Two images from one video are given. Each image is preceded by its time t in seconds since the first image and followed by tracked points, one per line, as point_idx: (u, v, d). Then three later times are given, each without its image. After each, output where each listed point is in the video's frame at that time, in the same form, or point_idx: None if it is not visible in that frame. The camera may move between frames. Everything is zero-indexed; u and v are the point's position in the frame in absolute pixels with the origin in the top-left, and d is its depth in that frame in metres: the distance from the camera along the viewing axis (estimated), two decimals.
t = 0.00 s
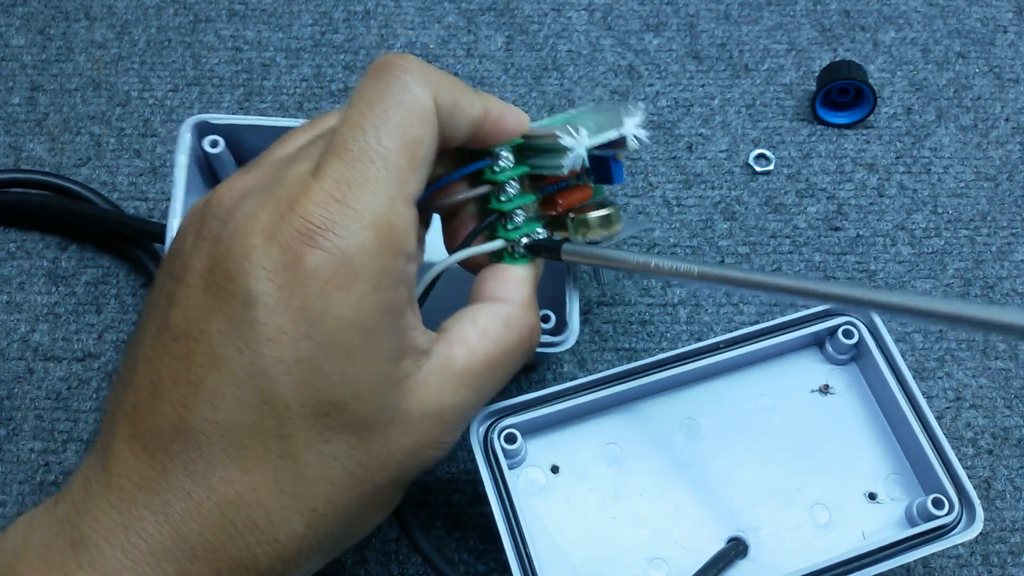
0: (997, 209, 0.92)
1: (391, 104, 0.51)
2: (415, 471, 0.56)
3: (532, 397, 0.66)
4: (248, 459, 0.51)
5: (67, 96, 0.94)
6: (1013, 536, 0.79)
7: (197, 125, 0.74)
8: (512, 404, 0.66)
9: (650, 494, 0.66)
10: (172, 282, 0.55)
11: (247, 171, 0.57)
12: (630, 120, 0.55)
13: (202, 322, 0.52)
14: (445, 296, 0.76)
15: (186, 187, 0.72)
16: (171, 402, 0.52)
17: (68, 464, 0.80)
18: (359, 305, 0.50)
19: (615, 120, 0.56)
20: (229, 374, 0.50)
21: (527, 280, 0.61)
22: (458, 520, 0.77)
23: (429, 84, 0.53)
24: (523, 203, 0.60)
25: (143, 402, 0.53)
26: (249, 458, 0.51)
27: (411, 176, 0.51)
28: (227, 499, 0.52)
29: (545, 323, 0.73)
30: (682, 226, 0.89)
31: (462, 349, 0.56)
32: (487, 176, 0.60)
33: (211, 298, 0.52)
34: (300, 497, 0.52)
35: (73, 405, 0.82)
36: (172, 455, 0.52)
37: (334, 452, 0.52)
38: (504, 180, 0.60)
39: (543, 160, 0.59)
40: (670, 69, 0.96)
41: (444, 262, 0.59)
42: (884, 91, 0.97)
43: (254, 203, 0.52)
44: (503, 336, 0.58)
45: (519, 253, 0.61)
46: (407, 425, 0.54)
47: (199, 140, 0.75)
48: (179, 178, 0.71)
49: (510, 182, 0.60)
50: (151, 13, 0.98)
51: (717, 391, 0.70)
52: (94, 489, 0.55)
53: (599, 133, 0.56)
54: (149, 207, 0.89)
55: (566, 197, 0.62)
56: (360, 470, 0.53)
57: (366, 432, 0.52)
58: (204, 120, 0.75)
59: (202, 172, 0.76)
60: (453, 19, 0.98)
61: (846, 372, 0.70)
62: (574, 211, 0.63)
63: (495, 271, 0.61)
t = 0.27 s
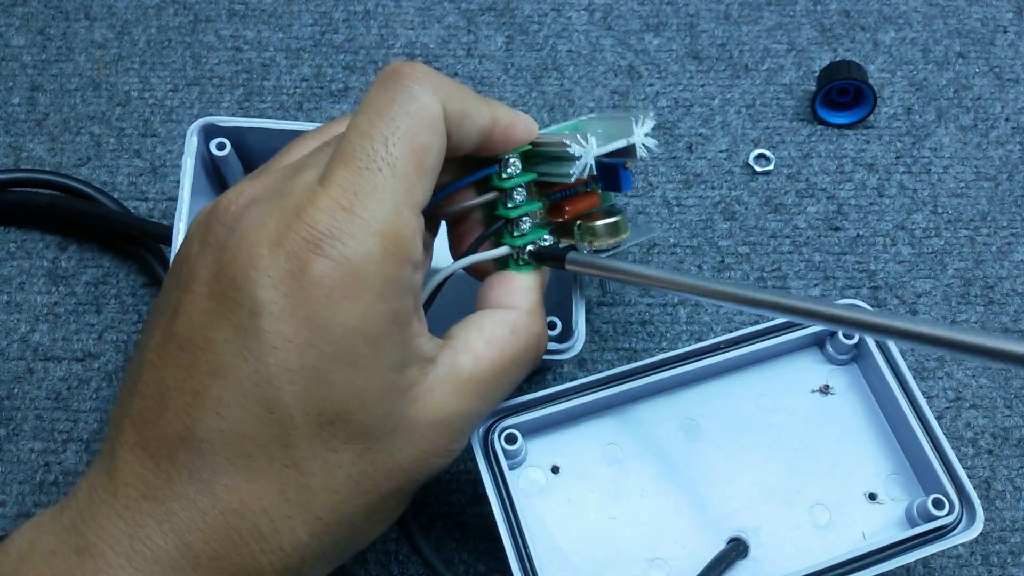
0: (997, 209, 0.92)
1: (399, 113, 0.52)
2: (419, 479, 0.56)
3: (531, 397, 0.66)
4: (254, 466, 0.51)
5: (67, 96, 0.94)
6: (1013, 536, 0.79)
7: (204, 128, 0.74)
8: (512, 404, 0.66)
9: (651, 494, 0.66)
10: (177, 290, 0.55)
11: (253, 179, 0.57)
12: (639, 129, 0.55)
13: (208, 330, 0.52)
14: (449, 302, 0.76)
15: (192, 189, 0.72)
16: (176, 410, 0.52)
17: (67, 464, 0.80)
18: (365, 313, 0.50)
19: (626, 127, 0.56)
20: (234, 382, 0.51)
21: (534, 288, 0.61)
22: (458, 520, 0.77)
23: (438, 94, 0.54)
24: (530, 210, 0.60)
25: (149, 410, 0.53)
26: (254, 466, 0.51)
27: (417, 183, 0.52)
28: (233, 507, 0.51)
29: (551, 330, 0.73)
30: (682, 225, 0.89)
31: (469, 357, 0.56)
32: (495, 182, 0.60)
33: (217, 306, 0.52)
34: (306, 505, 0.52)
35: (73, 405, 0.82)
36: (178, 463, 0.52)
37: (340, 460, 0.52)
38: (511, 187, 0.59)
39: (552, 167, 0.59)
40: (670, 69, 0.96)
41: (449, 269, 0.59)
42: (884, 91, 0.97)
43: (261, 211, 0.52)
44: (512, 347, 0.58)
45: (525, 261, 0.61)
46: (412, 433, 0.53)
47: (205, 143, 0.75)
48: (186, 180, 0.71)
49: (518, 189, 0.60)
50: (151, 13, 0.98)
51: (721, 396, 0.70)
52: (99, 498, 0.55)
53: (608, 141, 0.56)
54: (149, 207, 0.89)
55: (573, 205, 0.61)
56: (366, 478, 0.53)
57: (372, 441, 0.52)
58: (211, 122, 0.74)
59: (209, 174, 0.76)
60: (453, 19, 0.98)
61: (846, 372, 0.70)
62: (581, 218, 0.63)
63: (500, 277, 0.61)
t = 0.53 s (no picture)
0: (997, 209, 0.92)
1: (401, 117, 0.52)
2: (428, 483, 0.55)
3: (532, 397, 0.66)
4: (258, 470, 0.51)
5: (67, 96, 0.94)
6: (1013, 536, 0.79)
7: (212, 134, 0.74)
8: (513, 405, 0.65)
9: (652, 495, 0.66)
10: (181, 295, 0.55)
11: (257, 184, 0.57)
12: (646, 133, 0.52)
13: (211, 335, 0.52)
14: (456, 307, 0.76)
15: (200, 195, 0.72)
16: (180, 415, 0.52)
17: (67, 464, 0.80)
18: (367, 316, 0.50)
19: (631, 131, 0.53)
20: (238, 386, 0.51)
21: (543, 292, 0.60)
22: (459, 521, 0.77)
23: (439, 98, 0.54)
24: (537, 216, 0.60)
25: (153, 415, 0.53)
26: (259, 470, 0.51)
27: (420, 187, 0.52)
28: (238, 511, 0.52)
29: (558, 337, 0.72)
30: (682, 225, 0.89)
31: (475, 361, 0.56)
32: (503, 189, 0.60)
33: (220, 310, 0.52)
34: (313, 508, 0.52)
35: (73, 405, 0.82)
36: (183, 468, 0.52)
37: (345, 464, 0.52)
38: (518, 193, 0.60)
39: (558, 172, 0.58)
40: (670, 69, 0.96)
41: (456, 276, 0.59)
42: (884, 91, 0.97)
43: (263, 215, 0.52)
44: (517, 348, 0.57)
45: (534, 267, 0.61)
46: (418, 436, 0.53)
47: (213, 148, 0.74)
48: (193, 186, 0.71)
49: (525, 196, 0.60)
50: (151, 13, 0.98)
51: (721, 398, 0.70)
52: (106, 502, 0.55)
53: (615, 145, 0.54)
54: (149, 207, 0.89)
55: (580, 211, 0.60)
56: (372, 482, 0.53)
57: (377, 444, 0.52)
58: (220, 128, 0.74)
59: (215, 179, 0.76)
60: (453, 19, 0.98)
61: (846, 372, 0.70)
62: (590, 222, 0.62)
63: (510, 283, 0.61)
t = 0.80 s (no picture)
0: (997, 209, 0.92)
1: (389, 106, 0.52)
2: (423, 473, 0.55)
3: (531, 397, 0.66)
4: (251, 458, 0.51)
5: (67, 96, 0.94)
6: (1013, 536, 0.79)
7: (211, 138, 0.74)
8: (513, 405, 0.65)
9: (651, 495, 0.66)
10: (176, 289, 0.55)
11: (252, 181, 0.58)
12: (636, 122, 0.53)
13: (203, 324, 0.52)
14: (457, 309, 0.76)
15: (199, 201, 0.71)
16: (174, 404, 0.52)
17: (67, 464, 0.80)
18: (358, 300, 0.50)
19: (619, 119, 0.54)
20: (230, 374, 0.51)
21: (543, 287, 0.61)
22: (458, 520, 0.77)
23: (428, 88, 0.54)
24: (534, 211, 0.61)
25: (148, 407, 0.54)
26: (252, 458, 0.51)
27: (410, 175, 0.52)
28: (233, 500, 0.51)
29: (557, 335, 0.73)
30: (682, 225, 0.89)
31: (473, 352, 0.56)
32: (497, 185, 0.61)
33: (213, 300, 0.52)
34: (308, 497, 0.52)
35: (73, 405, 0.82)
36: (178, 457, 0.52)
37: (338, 451, 0.52)
38: (513, 188, 0.60)
39: (552, 166, 0.59)
40: (670, 69, 0.96)
41: (456, 274, 0.59)
42: (884, 91, 0.97)
43: (253, 205, 0.53)
44: (518, 341, 0.57)
45: (534, 262, 0.61)
46: (414, 424, 0.53)
47: (213, 153, 0.74)
48: (193, 191, 0.71)
49: (520, 191, 0.60)
50: (151, 13, 0.98)
51: (719, 396, 0.70)
52: (103, 498, 0.55)
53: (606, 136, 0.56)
54: (149, 207, 0.89)
55: (577, 204, 0.62)
56: (367, 469, 0.52)
57: (371, 432, 0.52)
58: (218, 133, 0.74)
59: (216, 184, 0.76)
60: (453, 19, 0.98)
61: (846, 372, 0.70)
62: (586, 217, 0.63)
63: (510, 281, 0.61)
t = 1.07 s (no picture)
0: (997, 209, 0.92)
1: (389, 109, 0.53)
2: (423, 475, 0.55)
3: (530, 398, 0.66)
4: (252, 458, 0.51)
5: (67, 96, 0.94)
6: (1013, 536, 0.79)
7: (214, 138, 0.74)
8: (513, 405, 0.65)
9: (651, 494, 0.66)
10: (176, 290, 0.55)
11: (252, 182, 0.58)
12: (642, 127, 0.54)
13: (204, 325, 0.52)
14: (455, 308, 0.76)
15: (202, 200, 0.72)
16: (175, 405, 0.52)
17: (67, 464, 0.80)
18: (358, 302, 0.50)
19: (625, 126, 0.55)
20: (231, 375, 0.51)
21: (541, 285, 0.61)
22: (458, 520, 0.77)
23: (427, 91, 0.54)
24: (534, 212, 0.61)
25: (149, 406, 0.54)
26: (253, 458, 0.51)
27: (409, 177, 0.52)
28: (233, 499, 0.51)
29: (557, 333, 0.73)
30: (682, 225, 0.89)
31: (472, 352, 0.56)
32: (499, 187, 0.60)
33: (214, 300, 0.52)
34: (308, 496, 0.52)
35: (73, 405, 0.82)
36: (178, 457, 0.52)
37: (339, 451, 0.52)
38: (515, 190, 0.60)
39: (554, 168, 0.59)
40: (670, 69, 0.96)
41: (455, 275, 0.59)
42: (884, 91, 0.97)
43: (255, 207, 0.53)
44: (514, 340, 0.57)
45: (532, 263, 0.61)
46: (414, 425, 0.53)
47: (215, 153, 0.75)
48: (195, 190, 0.71)
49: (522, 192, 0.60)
50: (151, 13, 0.98)
51: (720, 397, 0.70)
52: (104, 495, 0.55)
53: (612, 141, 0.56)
54: (149, 207, 0.89)
55: (579, 206, 0.62)
56: (366, 470, 0.52)
57: (371, 432, 0.52)
58: (220, 133, 0.74)
59: (218, 183, 0.76)
60: (453, 19, 0.98)
61: (846, 372, 0.70)
62: (586, 218, 0.63)
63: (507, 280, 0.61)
